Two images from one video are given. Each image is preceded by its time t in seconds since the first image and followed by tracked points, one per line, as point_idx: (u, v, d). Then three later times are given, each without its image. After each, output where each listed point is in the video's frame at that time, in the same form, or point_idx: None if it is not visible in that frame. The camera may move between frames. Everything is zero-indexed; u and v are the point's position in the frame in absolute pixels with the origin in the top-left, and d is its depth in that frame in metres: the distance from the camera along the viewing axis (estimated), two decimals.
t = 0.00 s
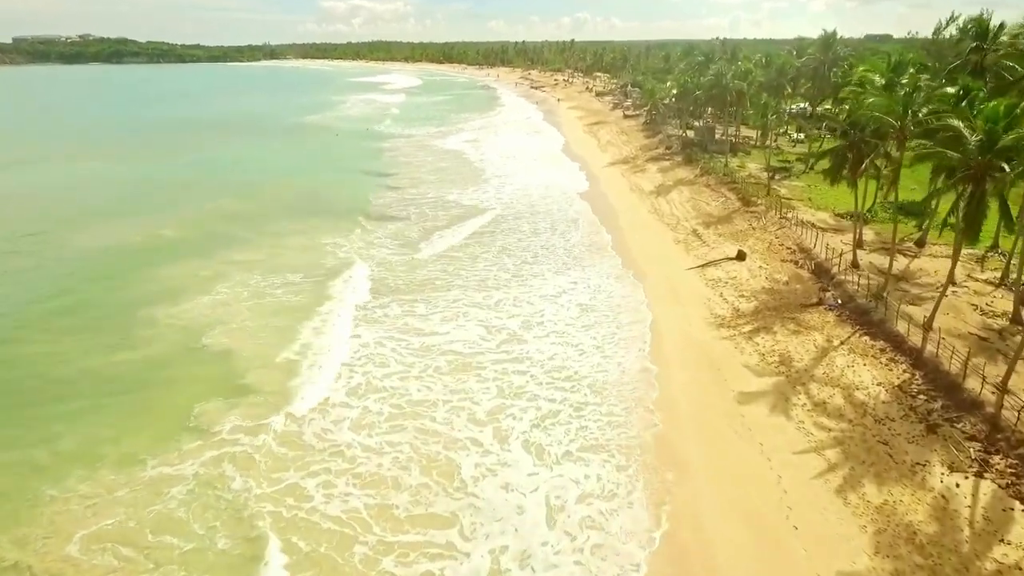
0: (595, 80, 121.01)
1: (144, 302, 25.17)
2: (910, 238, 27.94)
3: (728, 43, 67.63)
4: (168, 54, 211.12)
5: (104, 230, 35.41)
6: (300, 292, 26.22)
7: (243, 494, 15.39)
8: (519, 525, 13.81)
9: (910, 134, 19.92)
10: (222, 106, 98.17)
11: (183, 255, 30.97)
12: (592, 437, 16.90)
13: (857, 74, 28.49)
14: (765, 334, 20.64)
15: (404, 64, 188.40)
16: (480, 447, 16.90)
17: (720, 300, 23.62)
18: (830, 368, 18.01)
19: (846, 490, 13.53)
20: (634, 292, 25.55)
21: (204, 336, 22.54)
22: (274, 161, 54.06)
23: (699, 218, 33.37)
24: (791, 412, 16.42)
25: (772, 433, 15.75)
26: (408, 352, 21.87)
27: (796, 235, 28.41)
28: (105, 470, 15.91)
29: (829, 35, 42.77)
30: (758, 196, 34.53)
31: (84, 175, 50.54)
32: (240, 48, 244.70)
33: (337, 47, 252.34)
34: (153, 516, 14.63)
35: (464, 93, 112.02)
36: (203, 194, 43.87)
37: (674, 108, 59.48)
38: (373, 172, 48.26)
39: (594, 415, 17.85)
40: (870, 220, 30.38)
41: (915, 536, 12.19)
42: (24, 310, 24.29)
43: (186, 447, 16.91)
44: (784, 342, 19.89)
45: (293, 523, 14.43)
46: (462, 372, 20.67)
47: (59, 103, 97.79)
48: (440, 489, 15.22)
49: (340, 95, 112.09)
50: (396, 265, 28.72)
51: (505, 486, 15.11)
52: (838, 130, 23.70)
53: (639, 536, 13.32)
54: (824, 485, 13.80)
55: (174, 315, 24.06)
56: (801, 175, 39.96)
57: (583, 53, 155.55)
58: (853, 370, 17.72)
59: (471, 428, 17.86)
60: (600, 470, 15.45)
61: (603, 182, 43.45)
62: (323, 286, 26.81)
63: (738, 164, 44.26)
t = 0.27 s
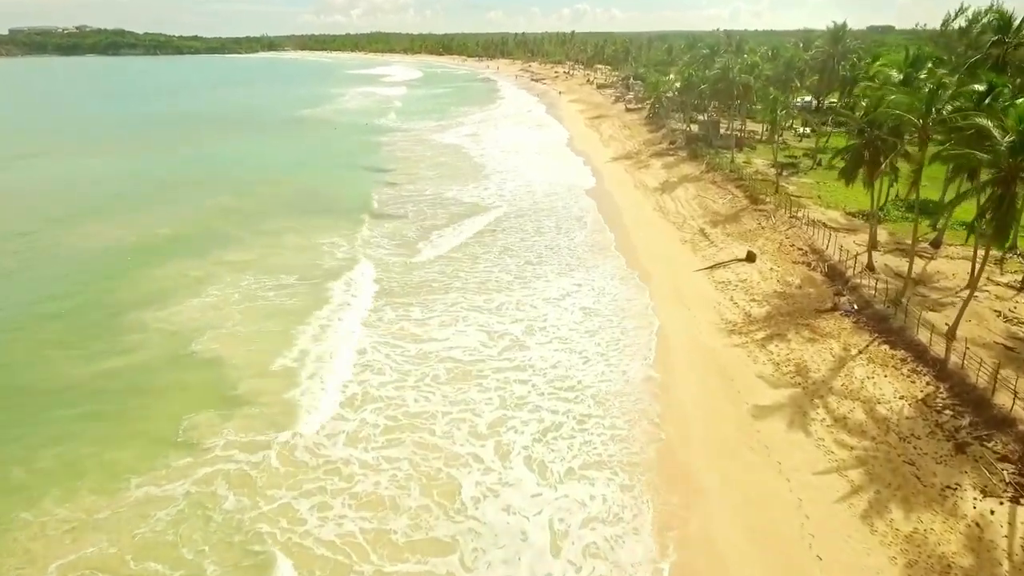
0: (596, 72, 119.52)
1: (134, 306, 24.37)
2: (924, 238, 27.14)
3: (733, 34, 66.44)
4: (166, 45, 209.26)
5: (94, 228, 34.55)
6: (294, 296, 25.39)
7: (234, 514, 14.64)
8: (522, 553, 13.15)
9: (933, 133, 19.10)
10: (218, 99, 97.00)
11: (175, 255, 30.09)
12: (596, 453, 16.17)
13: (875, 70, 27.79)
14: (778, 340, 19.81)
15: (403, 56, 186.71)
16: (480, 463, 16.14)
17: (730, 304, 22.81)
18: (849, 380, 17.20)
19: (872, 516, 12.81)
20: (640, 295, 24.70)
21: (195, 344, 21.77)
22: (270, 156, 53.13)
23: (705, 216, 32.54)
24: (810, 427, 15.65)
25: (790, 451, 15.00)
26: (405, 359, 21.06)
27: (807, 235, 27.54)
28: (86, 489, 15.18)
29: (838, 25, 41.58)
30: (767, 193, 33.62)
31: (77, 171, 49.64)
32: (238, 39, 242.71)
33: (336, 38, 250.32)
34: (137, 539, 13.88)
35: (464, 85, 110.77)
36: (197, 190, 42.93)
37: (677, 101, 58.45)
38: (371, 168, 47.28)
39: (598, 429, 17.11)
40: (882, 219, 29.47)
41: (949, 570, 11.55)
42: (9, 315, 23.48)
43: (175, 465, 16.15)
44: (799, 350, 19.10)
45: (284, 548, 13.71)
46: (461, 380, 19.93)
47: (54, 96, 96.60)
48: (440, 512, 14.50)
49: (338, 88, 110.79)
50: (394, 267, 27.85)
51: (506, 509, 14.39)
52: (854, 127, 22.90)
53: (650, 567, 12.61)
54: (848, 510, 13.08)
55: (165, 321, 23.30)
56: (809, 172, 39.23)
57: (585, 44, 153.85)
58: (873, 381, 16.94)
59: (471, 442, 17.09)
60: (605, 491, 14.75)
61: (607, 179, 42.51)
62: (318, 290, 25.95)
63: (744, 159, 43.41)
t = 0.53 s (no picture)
0: (597, 67, 118.53)
1: (124, 312, 23.78)
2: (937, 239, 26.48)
3: (736, 29, 65.58)
4: (163, 39, 207.89)
5: (87, 228, 33.92)
6: (289, 301, 24.77)
7: (226, 533, 14.04)
8: None
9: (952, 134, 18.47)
10: (216, 94, 96.17)
11: (169, 256, 29.47)
12: (599, 468, 15.60)
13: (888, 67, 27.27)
14: (790, 348, 19.16)
15: (403, 51, 185.55)
16: (480, 478, 15.54)
17: (738, 308, 22.19)
18: (865, 391, 16.56)
19: (896, 541, 12.27)
20: (645, 300, 24.07)
21: (188, 352, 21.20)
22: (267, 154, 52.44)
23: (711, 216, 31.89)
24: (826, 441, 15.06)
25: (806, 467, 14.41)
26: (402, 367, 20.46)
27: (816, 236, 26.86)
28: (70, 507, 14.61)
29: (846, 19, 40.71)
30: (774, 193, 32.92)
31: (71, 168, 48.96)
32: (236, 33, 241.43)
33: (335, 33, 249.04)
34: (123, 561, 13.28)
35: (464, 80, 109.92)
36: (193, 189, 42.27)
37: (680, 97, 57.71)
38: (369, 165, 46.61)
39: (600, 442, 16.54)
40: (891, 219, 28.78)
41: None
42: None
43: (166, 481, 15.53)
44: (812, 358, 18.48)
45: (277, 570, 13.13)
46: (461, 389, 19.35)
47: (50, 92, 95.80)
48: (440, 532, 13.93)
49: (337, 83, 109.93)
50: (392, 270, 27.20)
51: (507, 530, 13.83)
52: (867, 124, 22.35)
53: None
54: (869, 533, 12.53)
55: (157, 327, 22.74)
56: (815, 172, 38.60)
57: (586, 38, 152.64)
58: (890, 392, 16.33)
59: (470, 455, 16.50)
60: (609, 510, 14.20)
61: (609, 177, 41.81)
62: (314, 294, 25.31)
63: (748, 157, 42.74)
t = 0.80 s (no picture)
0: (599, 62, 117.45)
1: (115, 318, 23.14)
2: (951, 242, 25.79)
3: (740, 25, 64.70)
4: (161, 33, 206.65)
5: (79, 228, 33.25)
6: (284, 307, 24.12)
7: (220, 558, 13.40)
8: None
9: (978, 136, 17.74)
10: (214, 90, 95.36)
11: (162, 258, 28.83)
12: (602, 487, 15.01)
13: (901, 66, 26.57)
14: (804, 359, 18.47)
15: (402, 45, 184.37)
16: (480, 498, 14.93)
17: (749, 316, 21.50)
18: (884, 406, 15.85)
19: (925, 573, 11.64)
20: (651, 306, 23.39)
21: (180, 361, 20.57)
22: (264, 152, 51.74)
23: (717, 217, 31.18)
24: (846, 461, 14.38)
25: (826, 490, 13.73)
26: (399, 378, 19.81)
27: (827, 239, 26.13)
28: (52, 530, 14.02)
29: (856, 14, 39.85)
30: (782, 193, 32.17)
31: (64, 167, 48.28)
32: (235, 27, 240.24)
33: (334, 27, 247.66)
34: None
35: (464, 76, 109.04)
36: (189, 187, 41.57)
37: (684, 93, 56.92)
38: (368, 164, 45.86)
39: (603, 459, 15.94)
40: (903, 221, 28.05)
41: None
42: None
43: (156, 501, 14.87)
44: (828, 369, 17.78)
45: None
46: (460, 402, 18.72)
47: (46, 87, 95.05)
48: (440, 559, 13.33)
49: (336, 78, 109.05)
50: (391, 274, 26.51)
51: (509, 556, 13.21)
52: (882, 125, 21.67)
53: None
54: (896, 564, 11.89)
55: (146, 334, 22.10)
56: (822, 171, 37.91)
57: (587, 33, 151.42)
58: (912, 407, 15.64)
59: (470, 473, 15.87)
60: (614, 535, 13.62)
61: (612, 175, 41.07)
62: (310, 300, 24.65)
63: (753, 156, 42.03)
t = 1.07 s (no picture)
0: (600, 60, 116.40)
1: (104, 327, 22.40)
2: (968, 248, 25.03)
3: (745, 22, 63.82)
4: (159, 30, 205.46)
5: (69, 230, 32.49)
6: (278, 317, 23.39)
7: None
8: None
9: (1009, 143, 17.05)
10: (212, 88, 94.67)
11: (154, 263, 28.05)
12: (605, 514, 14.34)
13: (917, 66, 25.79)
14: (820, 374, 17.71)
15: (402, 42, 183.49)
16: (480, 526, 14.26)
17: (762, 328, 20.73)
18: (908, 427, 15.10)
19: None
20: (659, 316, 22.62)
21: (170, 375, 19.89)
22: (260, 152, 50.92)
23: (724, 221, 30.41)
24: (871, 487, 13.64)
25: (850, 520, 13.00)
26: (396, 392, 19.08)
27: (839, 245, 25.35)
28: (29, 561, 13.36)
29: (865, 12, 38.97)
30: (791, 196, 31.36)
31: (57, 166, 47.52)
32: (234, 24, 239.51)
33: (333, 24, 246.77)
34: None
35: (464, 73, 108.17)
36: (183, 188, 40.74)
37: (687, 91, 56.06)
38: (367, 164, 45.04)
39: (607, 482, 15.28)
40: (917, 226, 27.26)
41: None
42: None
43: (143, 530, 14.19)
44: (847, 385, 17.01)
45: None
46: (460, 418, 17.98)
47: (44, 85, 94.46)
48: None
49: (335, 76, 108.11)
50: (389, 281, 25.68)
51: None
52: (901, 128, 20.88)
53: None
54: None
55: (135, 346, 21.41)
56: (831, 173, 37.10)
57: (588, 29, 150.20)
58: (938, 429, 14.88)
59: (470, 497, 15.16)
60: (620, 567, 12.96)
61: (616, 176, 40.25)
62: (305, 309, 23.88)
63: (760, 156, 41.23)
